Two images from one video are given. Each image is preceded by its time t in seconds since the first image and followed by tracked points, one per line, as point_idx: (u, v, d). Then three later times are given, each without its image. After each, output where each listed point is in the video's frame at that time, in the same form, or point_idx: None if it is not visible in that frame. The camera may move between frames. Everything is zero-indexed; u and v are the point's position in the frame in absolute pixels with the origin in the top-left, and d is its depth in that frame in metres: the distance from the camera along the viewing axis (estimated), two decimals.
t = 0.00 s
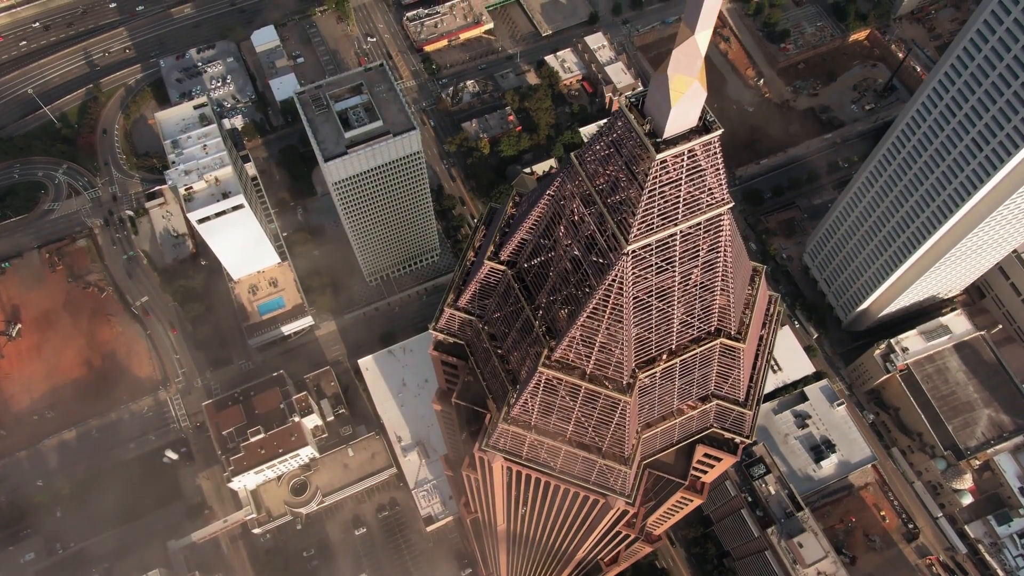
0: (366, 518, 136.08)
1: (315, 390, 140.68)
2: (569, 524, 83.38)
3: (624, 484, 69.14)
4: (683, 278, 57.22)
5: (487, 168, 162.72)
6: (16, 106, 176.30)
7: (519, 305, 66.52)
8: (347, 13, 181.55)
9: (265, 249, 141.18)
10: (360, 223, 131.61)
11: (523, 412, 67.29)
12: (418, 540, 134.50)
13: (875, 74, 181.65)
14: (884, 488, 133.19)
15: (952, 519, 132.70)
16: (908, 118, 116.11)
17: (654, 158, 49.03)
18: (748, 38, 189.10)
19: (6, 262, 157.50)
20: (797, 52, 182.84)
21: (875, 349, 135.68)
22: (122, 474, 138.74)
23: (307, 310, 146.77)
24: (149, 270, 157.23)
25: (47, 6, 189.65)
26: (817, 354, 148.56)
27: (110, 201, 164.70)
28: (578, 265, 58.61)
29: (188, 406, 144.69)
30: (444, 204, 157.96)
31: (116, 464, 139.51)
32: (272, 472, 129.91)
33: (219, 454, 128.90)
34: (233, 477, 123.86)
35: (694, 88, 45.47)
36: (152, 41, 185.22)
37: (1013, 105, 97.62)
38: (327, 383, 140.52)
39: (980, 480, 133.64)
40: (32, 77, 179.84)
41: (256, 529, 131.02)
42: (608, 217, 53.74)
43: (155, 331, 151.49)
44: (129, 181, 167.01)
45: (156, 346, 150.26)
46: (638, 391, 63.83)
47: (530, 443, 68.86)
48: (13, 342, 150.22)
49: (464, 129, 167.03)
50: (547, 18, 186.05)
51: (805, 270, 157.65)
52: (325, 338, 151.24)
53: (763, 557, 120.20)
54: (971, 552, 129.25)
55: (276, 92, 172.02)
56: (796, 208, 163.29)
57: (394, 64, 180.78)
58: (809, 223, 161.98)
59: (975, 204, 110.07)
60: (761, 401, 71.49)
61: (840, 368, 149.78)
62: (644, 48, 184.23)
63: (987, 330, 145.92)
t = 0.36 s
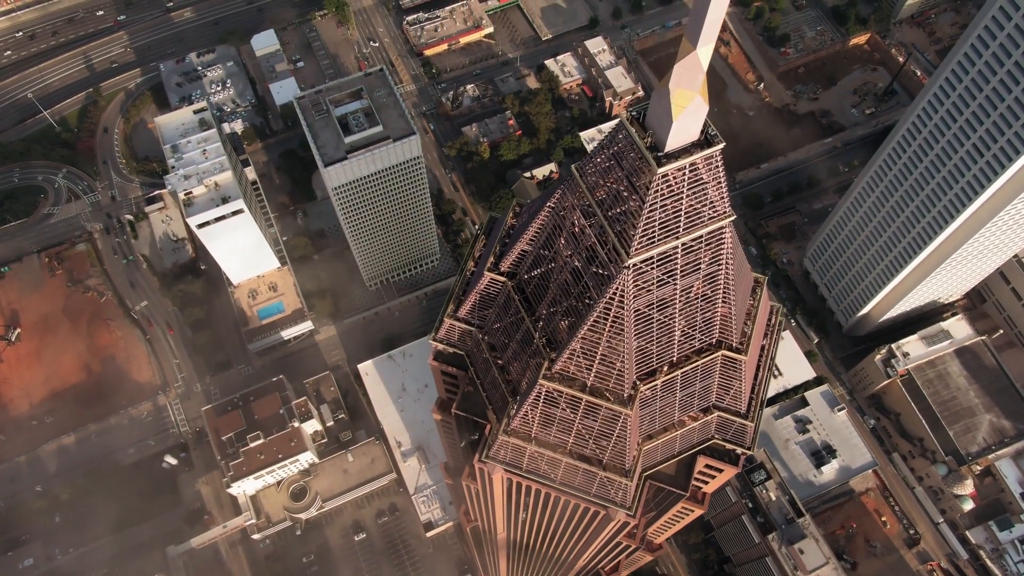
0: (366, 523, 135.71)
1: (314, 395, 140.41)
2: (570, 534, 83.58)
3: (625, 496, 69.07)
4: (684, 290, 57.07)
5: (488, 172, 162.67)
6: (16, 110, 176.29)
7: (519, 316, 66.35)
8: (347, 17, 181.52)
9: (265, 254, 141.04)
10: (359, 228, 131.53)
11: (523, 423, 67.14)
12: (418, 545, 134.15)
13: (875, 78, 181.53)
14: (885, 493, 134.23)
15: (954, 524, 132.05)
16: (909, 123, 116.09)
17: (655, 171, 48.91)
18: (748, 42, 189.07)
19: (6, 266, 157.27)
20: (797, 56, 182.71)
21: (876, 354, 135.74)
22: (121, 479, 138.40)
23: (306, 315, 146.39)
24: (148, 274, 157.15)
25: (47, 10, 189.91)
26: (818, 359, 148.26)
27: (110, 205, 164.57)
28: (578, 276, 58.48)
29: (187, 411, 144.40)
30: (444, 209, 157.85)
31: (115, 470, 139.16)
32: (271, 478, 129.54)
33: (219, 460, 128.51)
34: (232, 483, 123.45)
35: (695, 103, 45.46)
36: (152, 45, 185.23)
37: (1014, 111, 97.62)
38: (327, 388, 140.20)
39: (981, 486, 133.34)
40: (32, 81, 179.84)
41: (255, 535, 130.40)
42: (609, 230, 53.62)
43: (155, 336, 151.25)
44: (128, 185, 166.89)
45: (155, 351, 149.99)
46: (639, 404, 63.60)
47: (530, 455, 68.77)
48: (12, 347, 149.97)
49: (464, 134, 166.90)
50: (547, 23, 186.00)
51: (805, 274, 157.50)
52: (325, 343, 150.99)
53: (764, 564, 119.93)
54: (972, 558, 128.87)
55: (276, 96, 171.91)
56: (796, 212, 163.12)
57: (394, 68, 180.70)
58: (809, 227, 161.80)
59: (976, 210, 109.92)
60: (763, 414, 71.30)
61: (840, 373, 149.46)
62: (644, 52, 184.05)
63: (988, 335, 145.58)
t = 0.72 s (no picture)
0: (366, 528, 135.33)
1: (314, 400, 140.09)
2: (570, 544, 83.60)
3: (626, 508, 68.94)
4: (685, 303, 56.92)
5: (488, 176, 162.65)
6: (16, 114, 176.09)
7: (519, 327, 66.18)
8: (347, 21, 181.54)
9: (265, 258, 140.68)
10: (359, 233, 131.41)
11: (523, 435, 67.00)
12: (418, 551, 133.81)
13: (875, 82, 181.57)
14: (886, 498, 132.68)
15: (955, 530, 131.94)
16: (910, 128, 116.04)
17: (657, 186, 48.76)
18: (748, 46, 189.00)
19: (5, 270, 156.99)
20: (797, 60, 182.66)
21: (878, 358, 134.89)
22: (120, 484, 138.03)
23: (306, 320, 146.10)
24: (148, 278, 156.96)
25: (47, 14, 189.82)
26: (818, 364, 147.97)
27: (109, 210, 164.42)
28: (578, 289, 58.34)
29: (187, 416, 144.14)
30: (445, 213, 157.78)
31: (115, 475, 138.84)
32: (270, 483, 129.06)
33: (218, 465, 128.12)
34: (231, 488, 123.15)
35: (697, 117, 45.55)
36: (152, 49, 185.22)
37: (1015, 117, 97.55)
38: (327, 393, 140.02)
39: (982, 492, 133.98)
40: (32, 85, 179.75)
41: (254, 540, 130.14)
42: (609, 243, 53.47)
43: (154, 341, 151.08)
44: (128, 190, 166.70)
45: (155, 355, 149.73)
46: (640, 416, 63.42)
47: (530, 467, 68.69)
48: (11, 351, 149.63)
49: (465, 138, 166.86)
50: (547, 27, 186.07)
51: (805, 279, 157.22)
52: (325, 348, 150.77)
53: (765, 570, 119.55)
54: (973, 564, 128.72)
55: (276, 100, 171.91)
56: (796, 217, 162.93)
57: (394, 72, 180.67)
58: (809, 232, 161.66)
59: (977, 216, 109.86)
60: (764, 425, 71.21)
61: (841, 378, 149.13)
62: (645, 56, 183.84)
63: (989, 340, 145.42)
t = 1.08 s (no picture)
0: (365, 533, 135.02)
1: (313, 405, 139.78)
2: (570, 552, 83.85)
3: (627, 519, 68.79)
4: (686, 314, 56.76)
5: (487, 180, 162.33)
6: (15, 117, 175.97)
7: (519, 337, 66.05)
8: (347, 24, 181.55)
9: (265, 262, 140.45)
10: (359, 237, 131.25)
11: (523, 445, 66.86)
12: (418, 556, 133.45)
13: (875, 85, 181.44)
14: (887, 503, 132.82)
15: (956, 535, 131.42)
16: (910, 132, 115.94)
17: (658, 198, 48.67)
18: (748, 49, 189.10)
19: (4, 274, 156.82)
20: (797, 64, 182.73)
21: (878, 363, 134.90)
22: (118, 489, 137.80)
23: (305, 324, 145.94)
24: (147, 282, 156.80)
25: (47, 17, 189.88)
26: (819, 369, 147.67)
27: (109, 213, 164.27)
28: (579, 300, 58.20)
29: (186, 420, 143.86)
30: (445, 217, 157.68)
31: (114, 479, 138.62)
32: (270, 488, 128.70)
33: (217, 470, 127.81)
34: (229, 493, 122.62)
35: (698, 130, 45.43)
36: (152, 52, 185.19)
37: (1016, 122, 97.49)
38: (326, 397, 139.68)
39: (983, 496, 133.59)
40: (32, 88, 179.67)
41: (253, 545, 129.75)
42: (610, 255, 53.35)
43: (154, 344, 150.92)
44: (127, 193, 166.62)
45: (154, 359, 149.48)
46: (641, 427, 63.18)
47: (531, 477, 68.58)
48: (10, 355, 149.37)
49: (465, 141, 166.74)
50: (547, 30, 186.19)
51: (806, 282, 157.00)
52: (324, 352, 150.53)
53: None
54: (974, 569, 128.35)
55: (276, 103, 171.62)
56: (796, 220, 162.79)
57: (394, 76, 180.65)
58: (809, 236, 161.42)
59: (978, 221, 109.68)
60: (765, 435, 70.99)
61: (842, 382, 148.85)
62: (645, 59, 183.77)
63: (990, 344, 145.11)
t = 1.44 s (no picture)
0: (365, 538, 134.69)
1: (313, 409, 139.49)
2: (569, 562, 83.91)
3: (627, 531, 68.77)
4: (687, 326, 56.60)
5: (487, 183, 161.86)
6: (15, 121, 175.79)
7: (519, 348, 65.96)
8: (347, 28, 181.56)
9: (265, 267, 140.46)
10: (359, 241, 131.10)
11: (523, 457, 66.70)
12: (418, 561, 133.13)
13: (875, 89, 181.30)
14: (887, 509, 132.76)
15: (956, 540, 131.07)
16: (911, 138, 115.98)
17: (661, 213, 48.54)
18: (748, 54, 189.26)
19: (3, 278, 156.64)
20: (797, 68, 182.74)
21: (879, 368, 134.86)
22: (117, 493, 137.51)
23: (305, 328, 145.57)
24: (146, 286, 156.63)
25: (47, 21, 189.80)
26: (820, 373, 147.33)
27: (108, 218, 164.17)
28: (579, 312, 58.09)
29: (185, 425, 143.56)
30: (444, 221, 157.45)
31: (113, 484, 138.34)
32: (269, 493, 128.37)
33: (217, 475, 127.50)
34: (229, 498, 122.29)
35: (700, 145, 45.22)
36: (152, 56, 185.14)
37: (1017, 127, 97.46)
38: (326, 402, 139.37)
39: (984, 501, 132.72)
40: (31, 92, 179.55)
41: (252, 550, 129.12)
42: (611, 267, 53.29)
43: (153, 348, 150.76)
44: (127, 197, 166.52)
45: (153, 364, 149.27)
46: (642, 440, 62.96)
47: (531, 489, 68.52)
48: (9, 360, 149.05)
49: (465, 145, 166.54)
50: (547, 34, 186.27)
51: (806, 286, 156.73)
52: (324, 356, 150.30)
53: None
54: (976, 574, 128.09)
55: (276, 107, 171.06)
56: (796, 224, 162.57)
57: (395, 80, 180.60)
58: (810, 240, 161.20)
59: (978, 226, 109.64)
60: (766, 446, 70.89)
61: (842, 387, 148.39)
62: (645, 63, 183.64)
63: (991, 348, 144.73)
